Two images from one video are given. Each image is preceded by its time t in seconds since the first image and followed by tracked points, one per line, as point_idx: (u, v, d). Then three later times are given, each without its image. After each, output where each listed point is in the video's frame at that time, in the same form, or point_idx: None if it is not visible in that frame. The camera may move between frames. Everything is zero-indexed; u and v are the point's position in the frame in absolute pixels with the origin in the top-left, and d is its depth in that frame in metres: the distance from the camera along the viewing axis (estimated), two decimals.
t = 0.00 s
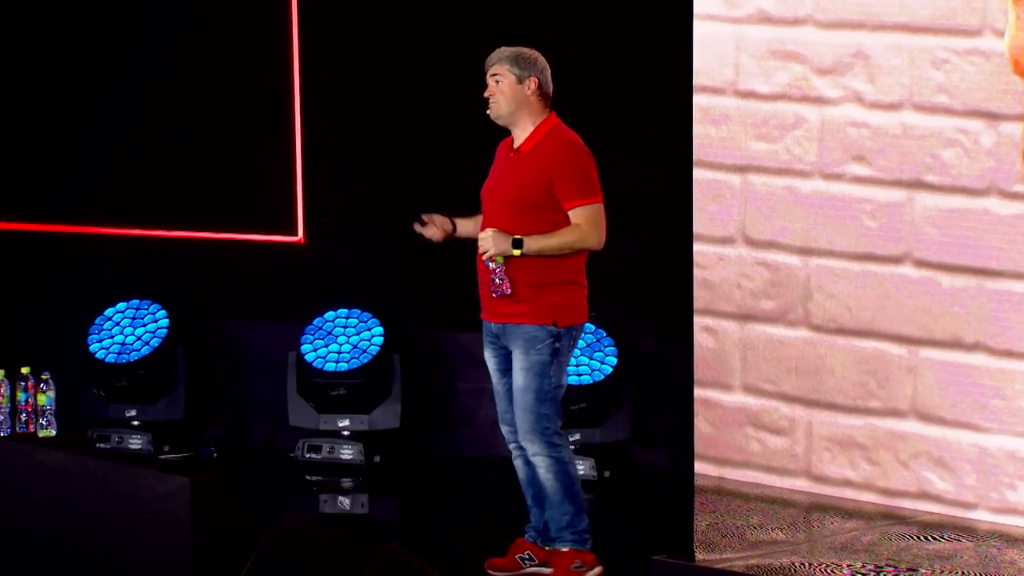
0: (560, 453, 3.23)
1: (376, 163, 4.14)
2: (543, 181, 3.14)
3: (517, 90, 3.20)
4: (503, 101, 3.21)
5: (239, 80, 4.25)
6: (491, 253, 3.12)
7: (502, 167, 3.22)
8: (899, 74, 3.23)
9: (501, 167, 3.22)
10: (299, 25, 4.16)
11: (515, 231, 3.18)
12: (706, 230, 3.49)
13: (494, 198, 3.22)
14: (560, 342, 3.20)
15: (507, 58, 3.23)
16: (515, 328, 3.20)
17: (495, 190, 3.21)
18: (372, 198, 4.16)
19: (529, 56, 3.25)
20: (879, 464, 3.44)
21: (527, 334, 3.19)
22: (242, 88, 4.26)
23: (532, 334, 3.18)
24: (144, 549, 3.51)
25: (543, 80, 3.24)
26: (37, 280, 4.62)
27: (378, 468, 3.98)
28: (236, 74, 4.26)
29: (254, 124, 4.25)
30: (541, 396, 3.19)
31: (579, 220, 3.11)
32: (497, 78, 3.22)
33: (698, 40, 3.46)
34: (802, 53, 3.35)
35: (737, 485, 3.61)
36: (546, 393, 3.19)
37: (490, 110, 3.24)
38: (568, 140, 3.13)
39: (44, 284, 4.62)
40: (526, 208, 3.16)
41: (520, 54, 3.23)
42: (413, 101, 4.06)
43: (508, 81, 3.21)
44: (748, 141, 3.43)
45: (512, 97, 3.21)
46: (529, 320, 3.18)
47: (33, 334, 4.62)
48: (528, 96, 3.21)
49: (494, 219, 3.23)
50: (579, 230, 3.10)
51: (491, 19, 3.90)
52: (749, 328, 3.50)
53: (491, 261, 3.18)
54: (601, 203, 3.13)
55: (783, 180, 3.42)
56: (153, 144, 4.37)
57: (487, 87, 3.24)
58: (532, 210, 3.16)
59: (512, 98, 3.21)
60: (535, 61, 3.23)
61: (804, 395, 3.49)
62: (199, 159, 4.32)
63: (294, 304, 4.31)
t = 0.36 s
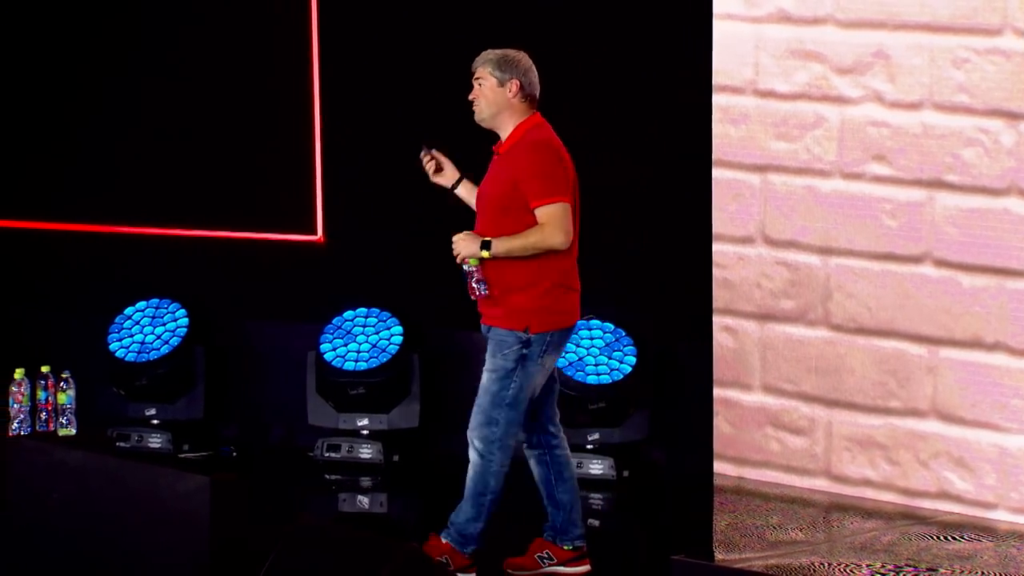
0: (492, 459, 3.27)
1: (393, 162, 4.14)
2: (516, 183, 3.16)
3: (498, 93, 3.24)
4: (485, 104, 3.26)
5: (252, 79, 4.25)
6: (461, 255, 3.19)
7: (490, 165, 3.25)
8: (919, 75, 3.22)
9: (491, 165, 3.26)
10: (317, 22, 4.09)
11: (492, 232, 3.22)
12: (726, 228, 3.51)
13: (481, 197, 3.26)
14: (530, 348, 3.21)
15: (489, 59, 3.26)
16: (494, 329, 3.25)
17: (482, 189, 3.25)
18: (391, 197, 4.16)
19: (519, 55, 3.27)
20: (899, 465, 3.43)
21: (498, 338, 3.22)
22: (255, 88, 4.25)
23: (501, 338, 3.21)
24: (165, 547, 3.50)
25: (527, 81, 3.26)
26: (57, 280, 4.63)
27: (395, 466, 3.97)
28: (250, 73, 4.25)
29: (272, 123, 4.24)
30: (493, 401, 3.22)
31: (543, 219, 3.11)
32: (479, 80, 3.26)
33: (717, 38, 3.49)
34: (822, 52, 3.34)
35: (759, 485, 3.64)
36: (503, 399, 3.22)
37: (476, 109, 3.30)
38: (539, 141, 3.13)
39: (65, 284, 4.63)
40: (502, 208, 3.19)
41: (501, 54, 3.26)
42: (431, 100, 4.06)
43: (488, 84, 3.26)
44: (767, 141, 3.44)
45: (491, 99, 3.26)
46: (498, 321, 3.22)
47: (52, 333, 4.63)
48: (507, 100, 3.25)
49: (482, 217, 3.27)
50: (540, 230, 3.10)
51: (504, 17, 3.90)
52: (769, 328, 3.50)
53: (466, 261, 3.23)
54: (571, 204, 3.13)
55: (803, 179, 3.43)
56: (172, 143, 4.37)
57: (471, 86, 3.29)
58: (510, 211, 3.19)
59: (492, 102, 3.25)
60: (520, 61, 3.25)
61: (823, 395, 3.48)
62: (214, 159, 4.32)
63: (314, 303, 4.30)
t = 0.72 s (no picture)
0: (496, 461, 3.32)
1: (434, 162, 4.16)
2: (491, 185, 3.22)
3: (490, 94, 3.28)
4: (478, 103, 3.30)
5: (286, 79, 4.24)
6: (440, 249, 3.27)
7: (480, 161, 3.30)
8: (959, 75, 3.22)
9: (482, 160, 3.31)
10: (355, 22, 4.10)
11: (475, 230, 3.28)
12: (763, 227, 3.54)
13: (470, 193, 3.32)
14: (507, 345, 3.25)
15: (485, 58, 3.28)
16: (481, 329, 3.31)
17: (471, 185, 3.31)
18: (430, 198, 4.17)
19: (515, 53, 3.29)
20: (938, 466, 3.41)
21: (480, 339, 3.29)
22: (291, 88, 4.26)
23: (480, 339, 3.28)
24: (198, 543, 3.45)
25: (522, 82, 3.28)
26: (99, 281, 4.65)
27: (434, 467, 4.01)
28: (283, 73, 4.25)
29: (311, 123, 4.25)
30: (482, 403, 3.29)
31: (511, 226, 3.16)
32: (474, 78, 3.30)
33: (756, 38, 3.49)
34: (861, 52, 3.33)
35: (796, 487, 3.62)
36: (491, 399, 3.28)
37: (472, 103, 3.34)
38: (514, 147, 3.17)
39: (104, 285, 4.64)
40: (486, 206, 3.24)
41: (497, 55, 3.27)
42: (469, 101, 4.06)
43: (482, 84, 3.29)
44: (807, 141, 3.45)
45: (485, 100, 3.29)
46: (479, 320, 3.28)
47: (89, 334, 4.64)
48: (499, 101, 3.28)
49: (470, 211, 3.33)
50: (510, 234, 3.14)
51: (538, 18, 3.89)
52: (807, 329, 3.51)
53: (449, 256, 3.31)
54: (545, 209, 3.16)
55: (843, 180, 3.42)
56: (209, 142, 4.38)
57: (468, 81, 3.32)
58: (488, 211, 3.24)
59: (484, 102, 3.29)
60: (514, 63, 3.26)
61: (862, 396, 3.47)
62: (249, 159, 4.33)
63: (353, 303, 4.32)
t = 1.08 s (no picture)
0: (517, 460, 3.31)
1: (466, 161, 4.16)
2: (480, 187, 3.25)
3: (483, 100, 3.31)
4: (471, 107, 3.33)
5: (319, 80, 4.25)
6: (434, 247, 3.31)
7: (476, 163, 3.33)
8: (992, 75, 3.22)
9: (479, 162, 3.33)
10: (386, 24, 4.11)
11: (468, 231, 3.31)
12: (796, 227, 3.52)
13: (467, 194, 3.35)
14: (508, 345, 3.27)
15: (475, 62, 3.30)
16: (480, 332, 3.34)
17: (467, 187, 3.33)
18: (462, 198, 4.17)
19: (507, 56, 3.30)
20: (971, 467, 3.41)
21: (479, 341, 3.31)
22: (322, 88, 4.26)
23: (483, 340, 3.30)
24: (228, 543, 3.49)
25: (515, 87, 3.30)
26: (135, 279, 4.66)
27: (467, 466, 4.01)
28: (316, 73, 4.26)
29: (344, 122, 4.25)
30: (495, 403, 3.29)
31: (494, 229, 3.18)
32: (467, 83, 3.32)
33: (789, 38, 3.49)
34: (895, 52, 3.33)
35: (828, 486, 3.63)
36: (504, 397, 3.28)
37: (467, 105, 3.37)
38: (501, 150, 3.20)
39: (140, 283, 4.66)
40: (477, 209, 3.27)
41: (487, 60, 3.29)
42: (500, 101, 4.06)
43: (474, 88, 3.32)
44: (839, 141, 3.45)
45: (476, 104, 3.32)
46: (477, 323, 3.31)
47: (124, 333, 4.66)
48: (492, 106, 3.31)
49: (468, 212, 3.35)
50: (493, 238, 3.17)
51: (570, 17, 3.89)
52: (840, 329, 3.51)
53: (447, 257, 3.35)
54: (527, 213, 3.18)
55: (876, 179, 3.42)
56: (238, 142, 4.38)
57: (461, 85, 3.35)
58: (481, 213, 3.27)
59: (477, 107, 3.32)
60: (506, 68, 3.29)
61: (895, 396, 3.48)
62: (281, 160, 4.34)
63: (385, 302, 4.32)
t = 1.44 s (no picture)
0: (531, 454, 3.34)
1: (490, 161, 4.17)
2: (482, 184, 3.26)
3: (478, 102, 3.31)
4: (466, 110, 3.33)
5: (348, 79, 4.27)
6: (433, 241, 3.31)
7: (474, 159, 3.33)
8: (1019, 74, 3.21)
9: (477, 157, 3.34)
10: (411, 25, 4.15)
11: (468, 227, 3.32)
12: (820, 227, 3.54)
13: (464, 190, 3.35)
14: (514, 342, 3.31)
15: (468, 64, 3.30)
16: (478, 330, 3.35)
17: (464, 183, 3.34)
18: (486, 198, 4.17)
19: (500, 56, 3.31)
20: (996, 467, 3.39)
21: (484, 340, 3.33)
22: (350, 88, 4.27)
23: (489, 338, 3.32)
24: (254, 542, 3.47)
25: (509, 86, 3.31)
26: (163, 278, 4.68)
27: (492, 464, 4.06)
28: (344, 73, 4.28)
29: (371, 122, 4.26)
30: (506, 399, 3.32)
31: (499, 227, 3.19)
32: (461, 86, 3.32)
33: (814, 38, 3.49)
34: (921, 51, 3.31)
35: (852, 486, 3.60)
36: (514, 393, 3.32)
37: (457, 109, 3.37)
38: (501, 149, 3.20)
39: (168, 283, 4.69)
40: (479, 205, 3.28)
41: (481, 62, 3.29)
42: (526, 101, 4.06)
43: (468, 91, 3.31)
44: (865, 141, 3.45)
45: (471, 106, 3.32)
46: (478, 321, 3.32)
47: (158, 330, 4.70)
48: (488, 107, 3.32)
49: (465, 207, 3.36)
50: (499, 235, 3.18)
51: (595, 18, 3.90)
52: (864, 328, 3.50)
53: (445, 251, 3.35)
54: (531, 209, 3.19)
55: (901, 179, 3.41)
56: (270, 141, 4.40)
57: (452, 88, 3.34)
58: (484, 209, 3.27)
59: (472, 109, 3.32)
60: (501, 69, 3.29)
61: (920, 396, 3.45)
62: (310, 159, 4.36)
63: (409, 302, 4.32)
